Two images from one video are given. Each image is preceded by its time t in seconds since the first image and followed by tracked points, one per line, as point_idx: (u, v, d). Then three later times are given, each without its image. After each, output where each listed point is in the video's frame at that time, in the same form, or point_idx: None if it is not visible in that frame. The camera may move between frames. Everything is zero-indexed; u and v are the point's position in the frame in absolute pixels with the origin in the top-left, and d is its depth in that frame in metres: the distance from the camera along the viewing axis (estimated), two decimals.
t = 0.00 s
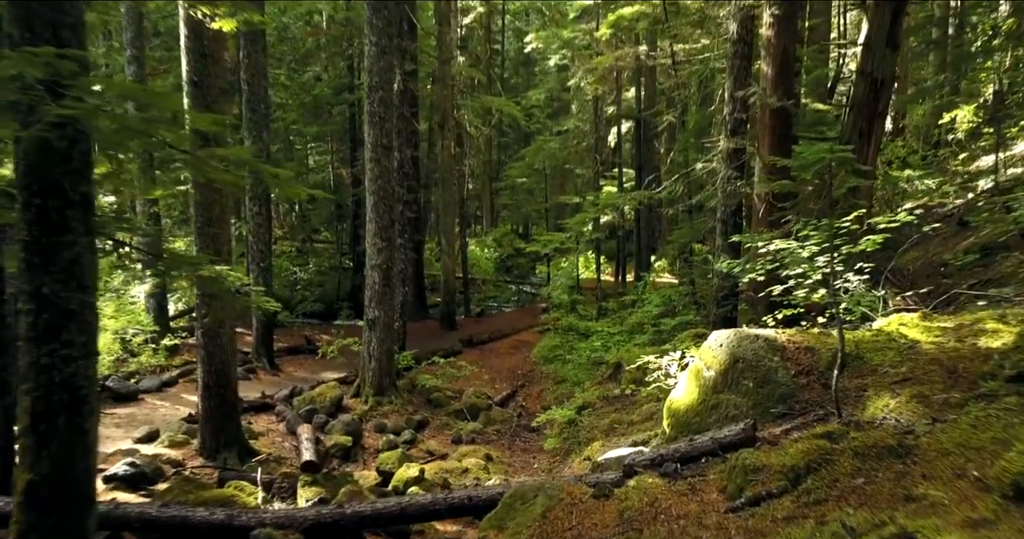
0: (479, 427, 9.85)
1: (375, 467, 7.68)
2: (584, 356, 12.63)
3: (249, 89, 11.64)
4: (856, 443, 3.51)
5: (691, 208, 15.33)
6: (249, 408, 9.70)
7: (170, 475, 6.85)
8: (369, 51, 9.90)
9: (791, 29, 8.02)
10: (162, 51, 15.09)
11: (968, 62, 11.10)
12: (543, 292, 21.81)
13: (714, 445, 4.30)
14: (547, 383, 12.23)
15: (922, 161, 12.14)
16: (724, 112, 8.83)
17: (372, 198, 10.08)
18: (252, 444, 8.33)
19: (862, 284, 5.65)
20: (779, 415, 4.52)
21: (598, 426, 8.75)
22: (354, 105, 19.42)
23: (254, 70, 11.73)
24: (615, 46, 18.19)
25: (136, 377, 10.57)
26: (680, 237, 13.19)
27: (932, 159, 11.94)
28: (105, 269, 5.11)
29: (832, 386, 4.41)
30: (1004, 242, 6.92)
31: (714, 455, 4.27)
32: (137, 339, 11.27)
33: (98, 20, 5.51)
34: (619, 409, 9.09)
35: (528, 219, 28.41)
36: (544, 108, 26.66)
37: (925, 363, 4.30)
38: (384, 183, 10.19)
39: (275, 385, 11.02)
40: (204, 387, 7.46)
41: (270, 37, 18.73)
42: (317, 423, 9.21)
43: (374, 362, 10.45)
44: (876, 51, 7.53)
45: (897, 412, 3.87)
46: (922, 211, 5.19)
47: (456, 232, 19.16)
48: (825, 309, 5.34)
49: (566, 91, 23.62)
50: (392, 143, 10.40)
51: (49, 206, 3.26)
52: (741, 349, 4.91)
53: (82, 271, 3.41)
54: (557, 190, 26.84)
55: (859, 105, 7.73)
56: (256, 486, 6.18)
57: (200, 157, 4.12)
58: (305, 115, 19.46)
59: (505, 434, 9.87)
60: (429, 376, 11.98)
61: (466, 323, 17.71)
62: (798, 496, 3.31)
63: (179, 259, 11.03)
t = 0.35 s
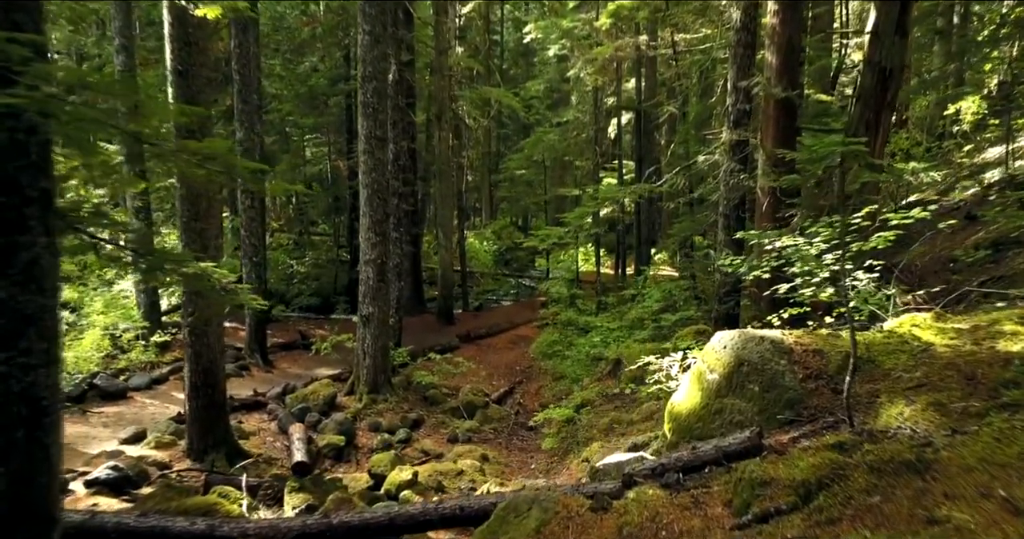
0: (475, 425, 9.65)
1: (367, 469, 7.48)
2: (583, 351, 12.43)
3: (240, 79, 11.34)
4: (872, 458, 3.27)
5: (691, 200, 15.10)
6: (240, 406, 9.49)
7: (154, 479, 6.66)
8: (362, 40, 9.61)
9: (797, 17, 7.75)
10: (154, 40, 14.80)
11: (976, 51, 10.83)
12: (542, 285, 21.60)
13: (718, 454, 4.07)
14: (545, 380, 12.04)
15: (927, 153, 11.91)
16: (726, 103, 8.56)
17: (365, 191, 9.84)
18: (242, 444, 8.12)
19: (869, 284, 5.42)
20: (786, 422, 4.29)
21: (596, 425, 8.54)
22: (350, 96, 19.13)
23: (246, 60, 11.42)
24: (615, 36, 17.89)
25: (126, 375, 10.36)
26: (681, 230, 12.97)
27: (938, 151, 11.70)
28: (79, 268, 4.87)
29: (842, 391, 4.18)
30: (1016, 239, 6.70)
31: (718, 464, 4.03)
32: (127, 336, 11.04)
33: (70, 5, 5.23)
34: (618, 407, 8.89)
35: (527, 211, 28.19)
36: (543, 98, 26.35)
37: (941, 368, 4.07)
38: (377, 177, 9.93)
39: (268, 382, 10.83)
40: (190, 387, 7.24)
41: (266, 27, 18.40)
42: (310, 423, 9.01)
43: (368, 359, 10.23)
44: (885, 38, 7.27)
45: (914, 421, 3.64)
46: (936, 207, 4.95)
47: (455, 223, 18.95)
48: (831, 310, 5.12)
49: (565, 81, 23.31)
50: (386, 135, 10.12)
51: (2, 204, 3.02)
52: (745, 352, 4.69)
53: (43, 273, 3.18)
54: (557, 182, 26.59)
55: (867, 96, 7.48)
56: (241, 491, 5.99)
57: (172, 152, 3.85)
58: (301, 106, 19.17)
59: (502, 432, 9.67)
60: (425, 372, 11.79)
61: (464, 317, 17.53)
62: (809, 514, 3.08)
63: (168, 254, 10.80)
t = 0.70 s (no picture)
0: (472, 424, 9.44)
1: (358, 473, 7.27)
2: (582, 347, 12.21)
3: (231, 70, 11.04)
4: (890, 476, 3.05)
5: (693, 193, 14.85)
6: (231, 405, 9.28)
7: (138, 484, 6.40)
8: (354, 29, 9.33)
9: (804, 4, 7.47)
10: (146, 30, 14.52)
11: (985, 41, 10.55)
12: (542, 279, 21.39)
13: (722, 466, 3.85)
14: (544, 377, 11.83)
15: (934, 146, 11.65)
16: (730, 94, 8.30)
17: (359, 185, 9.59)
18: (230, 445, 7.92)
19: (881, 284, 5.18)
20: (794, 431, 4.06)
21: (595, 425, 8.32)
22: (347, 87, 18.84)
23: (237, 49, 11.12)
24: (616, 26, 17.58)
25: (115, 373, 10.23)
26: (682, 224, 12.73)
27: (946, 144, 11.44)
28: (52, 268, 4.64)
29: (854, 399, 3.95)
30: None
31: (723, 476, 3.81)
32: (117, 333, 10.91)
33: None
34: (618, 407, 8.67)
35: (527, 204, 27.94)
36: (543, 89, 26.04)
37: (958, 375, 3.84)
38: (371, 170, 9.67)
39: (260, 380, 10.62)
40: (176, 387, 7.02)
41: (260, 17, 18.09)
42: (301, 423, 8.79)
43: (362, 357, 10.02)
44: (895, 27, 7.01)
45: (933, 434, 3.41)
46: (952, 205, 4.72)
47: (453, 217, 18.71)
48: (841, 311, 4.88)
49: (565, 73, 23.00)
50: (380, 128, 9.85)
51: None
52: (751, 356, 4.46)
53: None
54: (557, 174, 26.33)
55: (874, 86, 7.24)
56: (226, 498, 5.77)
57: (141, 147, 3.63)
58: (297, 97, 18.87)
59: (499, 432, 9.45)
60: (421, 369, 11.58)
61: (462, 312, 17.32)
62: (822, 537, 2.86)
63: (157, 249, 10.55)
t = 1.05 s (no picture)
0: (469, 424, 9.22)
1: (350, 477, 7.07)
2: (583, 344, 12.00)
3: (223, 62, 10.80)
4: (906, 498, 2.84)
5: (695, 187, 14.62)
6: (223, 406, 9.09)
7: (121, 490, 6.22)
8: (347, 21, 9.08)
9: None
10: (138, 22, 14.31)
11: (996, 32, 10.28)
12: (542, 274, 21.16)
13: (728, 479, 3.66)
14: (543, 375, 11.63)
15: (943, 139, 11.38)
16: (734, 86, 8.05)
17: (353, 180, 9.37)
18: (220, 448, 7.73)
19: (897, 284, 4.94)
20: (803, 441, 3.85)
21: (595, 426, 8.12)
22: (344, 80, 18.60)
23: (229, 41, 10.90)
24: (617, 18, 17.31)
25: (105, 372, 10.09)
26: (684, 219, 12.50)
27: (955, 137, 11.17)
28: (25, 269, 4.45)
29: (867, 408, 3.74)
30: None
31: (729, 490, 3.61)
32: (106, 331, 10.92)
33: None
34: (619, 407, 8.47)
35: (528, 198, 27.69)
36: (543, 82, 25.76)
37: (978, 383, 3.63)
38: (365, 165, 9.44)
39: (252, 380, 10.43)
40: (162, 389, 6.83)
41: (255, 8, 17.84)
42: (294, 424, 8.60)
43: (357, 356, 9.82)
44: (906, 16, 6.76)
45: (953, 449, 3.20)
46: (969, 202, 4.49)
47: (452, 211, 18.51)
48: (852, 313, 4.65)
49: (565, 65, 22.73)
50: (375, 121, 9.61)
51: None
52: (757, 363, 4.25)
53: None
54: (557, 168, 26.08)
55: (883, 78, 7.00)
56: (210, 507, 5.56)
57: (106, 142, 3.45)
58: (293, 90, 18.63)
59: (497, 433, 9.24)
60: (418, 368, 11.37)
61: (461, 308, 17.11)
62: None
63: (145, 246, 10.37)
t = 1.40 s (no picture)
0: (467, 427, 9.02)
1: (344, 483, 6.88)
2: (583, 344, 11.80)
3: (216, 56, 10.55)
4: (932, 526, 2.63)
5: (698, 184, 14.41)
6: (216, 408, 8.90)
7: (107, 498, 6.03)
8: (342, 14, 8.84)
9: None
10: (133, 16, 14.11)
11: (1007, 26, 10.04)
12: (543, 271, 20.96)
13: (735, 498, 3.46)
14: (543, 376, 11.43)
15: (951, 136, 11.14)
16: (739, 81, 7.82)
17: (348, 177, 9.15)
18: (211, 453, 7.53)
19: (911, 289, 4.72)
20: (815, 457, 3.65)
21: (595, 430, 7.92)
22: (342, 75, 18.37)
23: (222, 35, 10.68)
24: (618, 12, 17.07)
25: (97, 372, 9.90)
26: (687, 217, 12.29)
27: (963, 133, 10.94)
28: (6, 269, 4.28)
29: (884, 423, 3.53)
30: None
31: (737, 510, 3.41)
32: (98, 330, 10.73)
33: None
34: (620, 410, 8.27)
35: (529, 194, 27.46)
36: (544, 77, 25.53)
37: (1002, 397, 3.42)
38: (360, 162, 9.21)
39: (246, 380, 10.23)
40: (149, 393, 6.64)
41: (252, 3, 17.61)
42: (288, 427, 8.41)
43: (352, 357, 9.62)
44: (918, 8, 6.52)
45: (979, 471, 2.99)
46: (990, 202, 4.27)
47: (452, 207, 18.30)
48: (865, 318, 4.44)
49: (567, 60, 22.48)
50: (371, 117, 9.38)
51: None
52: (765, 372, 4.06)
53: None
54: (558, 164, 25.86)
55: (893, 73, 6.77)
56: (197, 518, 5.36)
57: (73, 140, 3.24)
58: (291, 85, 18.39)
59: (495, 436, 9.03)
60: (416, 368, 11.18)
61: (461, 306, 16.91)
62: None
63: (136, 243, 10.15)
